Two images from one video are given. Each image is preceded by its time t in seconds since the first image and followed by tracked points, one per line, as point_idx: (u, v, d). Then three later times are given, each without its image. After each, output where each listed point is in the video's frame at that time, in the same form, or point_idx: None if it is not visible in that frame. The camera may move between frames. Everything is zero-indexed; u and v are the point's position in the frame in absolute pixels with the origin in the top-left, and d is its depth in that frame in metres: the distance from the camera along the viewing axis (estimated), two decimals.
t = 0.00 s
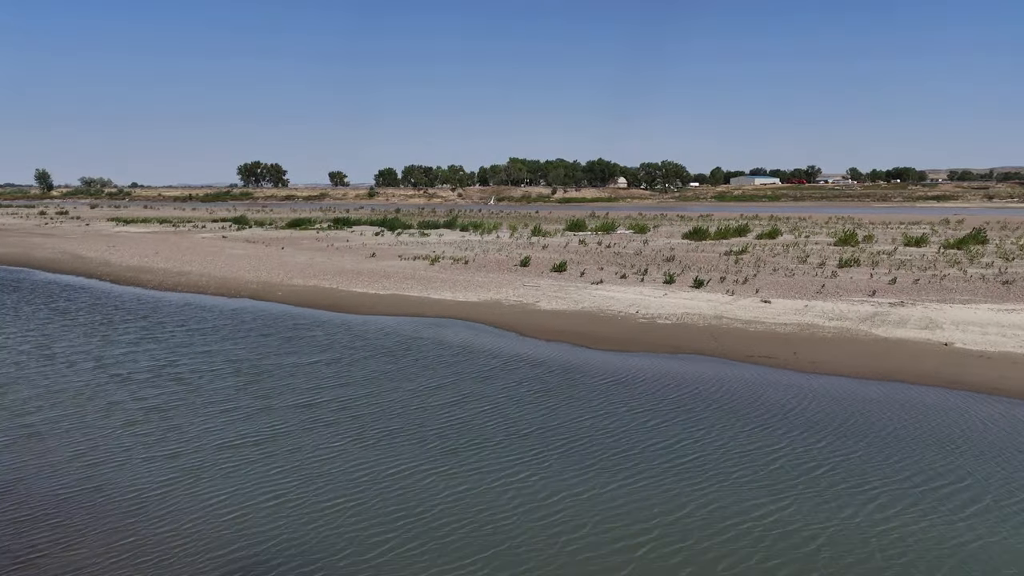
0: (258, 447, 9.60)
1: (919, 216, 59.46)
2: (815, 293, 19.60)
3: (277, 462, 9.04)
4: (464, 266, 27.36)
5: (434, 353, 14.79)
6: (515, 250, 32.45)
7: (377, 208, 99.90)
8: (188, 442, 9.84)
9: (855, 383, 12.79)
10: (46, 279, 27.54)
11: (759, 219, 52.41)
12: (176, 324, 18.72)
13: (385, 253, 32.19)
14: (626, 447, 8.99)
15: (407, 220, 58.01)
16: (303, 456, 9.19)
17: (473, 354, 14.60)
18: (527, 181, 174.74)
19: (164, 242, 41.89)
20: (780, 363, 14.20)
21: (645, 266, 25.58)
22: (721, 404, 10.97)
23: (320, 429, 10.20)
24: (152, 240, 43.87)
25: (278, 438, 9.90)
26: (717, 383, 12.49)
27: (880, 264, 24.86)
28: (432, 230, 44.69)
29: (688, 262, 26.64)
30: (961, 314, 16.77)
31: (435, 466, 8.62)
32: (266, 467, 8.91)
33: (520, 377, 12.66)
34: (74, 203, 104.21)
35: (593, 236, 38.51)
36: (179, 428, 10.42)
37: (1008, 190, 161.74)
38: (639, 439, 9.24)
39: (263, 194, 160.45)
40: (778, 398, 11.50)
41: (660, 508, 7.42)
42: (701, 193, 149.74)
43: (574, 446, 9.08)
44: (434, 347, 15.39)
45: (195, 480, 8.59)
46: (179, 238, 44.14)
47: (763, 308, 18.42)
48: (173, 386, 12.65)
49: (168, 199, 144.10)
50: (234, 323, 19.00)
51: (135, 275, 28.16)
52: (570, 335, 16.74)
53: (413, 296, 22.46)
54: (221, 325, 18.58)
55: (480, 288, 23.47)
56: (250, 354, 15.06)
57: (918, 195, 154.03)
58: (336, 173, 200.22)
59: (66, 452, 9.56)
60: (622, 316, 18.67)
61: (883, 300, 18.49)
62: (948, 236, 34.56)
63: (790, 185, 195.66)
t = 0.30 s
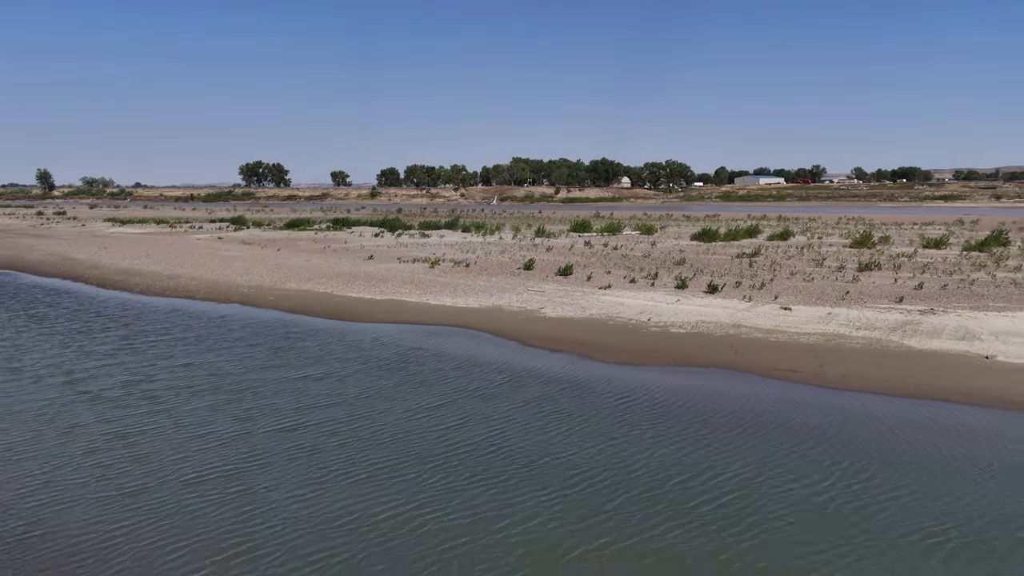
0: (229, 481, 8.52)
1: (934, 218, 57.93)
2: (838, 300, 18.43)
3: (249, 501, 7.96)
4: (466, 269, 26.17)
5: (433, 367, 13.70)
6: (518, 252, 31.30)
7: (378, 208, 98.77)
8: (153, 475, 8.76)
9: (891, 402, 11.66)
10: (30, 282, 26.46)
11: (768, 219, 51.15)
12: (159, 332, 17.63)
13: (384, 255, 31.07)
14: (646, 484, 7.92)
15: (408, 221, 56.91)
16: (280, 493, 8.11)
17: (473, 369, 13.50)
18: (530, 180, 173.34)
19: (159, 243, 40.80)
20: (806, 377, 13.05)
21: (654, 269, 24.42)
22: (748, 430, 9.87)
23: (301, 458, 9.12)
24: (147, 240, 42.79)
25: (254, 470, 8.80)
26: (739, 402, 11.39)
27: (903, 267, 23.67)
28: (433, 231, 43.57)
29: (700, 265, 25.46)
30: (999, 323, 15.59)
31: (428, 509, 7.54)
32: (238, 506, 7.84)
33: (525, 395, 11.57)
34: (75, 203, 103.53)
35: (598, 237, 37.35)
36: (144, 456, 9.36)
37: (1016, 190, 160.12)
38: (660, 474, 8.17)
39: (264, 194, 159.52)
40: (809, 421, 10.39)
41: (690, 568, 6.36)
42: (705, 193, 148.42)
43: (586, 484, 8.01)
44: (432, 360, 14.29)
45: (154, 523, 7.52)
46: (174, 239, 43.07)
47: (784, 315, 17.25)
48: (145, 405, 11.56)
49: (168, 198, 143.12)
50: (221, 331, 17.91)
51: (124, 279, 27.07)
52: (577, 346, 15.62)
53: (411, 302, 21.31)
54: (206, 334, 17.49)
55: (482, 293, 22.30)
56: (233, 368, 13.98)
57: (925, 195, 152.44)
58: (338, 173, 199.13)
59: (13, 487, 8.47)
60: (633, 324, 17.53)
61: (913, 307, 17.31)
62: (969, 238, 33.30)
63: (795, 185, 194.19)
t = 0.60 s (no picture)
0: (192, 528, 7.38)
1: (949, 217, 56.77)
2: (864, 307, 17.23)
3: (211, 556, 6.81)
4: (467, 273, 24.98)
5: (432, 382, 12.55)
6: (522, 254, 30.12)
7: (381, 208, 97.79)
8: (106, 518, 7.66)
9: (938, 427, 10.51)
10: (12, 287, 25.36)
11: (778, 220, 49.88)
12: (139, 342, 16.53)
13: (383, 257, 29.92)
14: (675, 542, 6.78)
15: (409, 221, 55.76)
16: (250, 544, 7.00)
17: (475, 384, 12.37)
18: (534, 180, 172.03)
19: (152, 244, 39.65)
20: (840, 397, 11.89)
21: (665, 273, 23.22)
22: (784, 468, 8.77)
23: (278, 497, 7.99)
24: (141, 241, 41.71)
25: (222, 512, 7.68)
26: (770, 427, 10.26)
27: (927, 271, 22.45)
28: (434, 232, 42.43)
29: (713, 268, 24.26)
30: None
31: (422, 571, 6.41)
32: (199, 562, 6.73)
33: (532, 418, 10.44)
34: (75, 203, 102.49)
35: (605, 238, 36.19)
36: (99, 494, 8.23)
37: None
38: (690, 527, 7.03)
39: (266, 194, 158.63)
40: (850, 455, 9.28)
41: None
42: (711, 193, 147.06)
43: (608, 541, 6.89)
44: (430, 374, 13.18)
45: None
46: (169, 240, 41.95)
47: (808, 324, 16.05)
48: (111, 429, 10.46)
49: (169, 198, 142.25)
50: (206, 340, 16.78)
51: (111, 282, 25.92)
52: (586, 358, 14.48)
53: (409, 308, 20.17)
54: (190, 344, 16.35)
55: (484, 298, 21.12)
56: (213, 384, 12.85)
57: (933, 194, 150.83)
58: (341, 173, 198.10)
59: None
60: (646, 333, 16.35)
61: (946, 316, 16.10)
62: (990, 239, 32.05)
63: (800, 184, 192.70)
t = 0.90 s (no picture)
0: None
1: (960, 218, 55.58)
2: (895, 316, 16.01)
3: None
4: (469, 277, 23.77)
5: (430, 402, 11.43)
6: (526, 257, 28.94)
7: (382, 209, 96.55)
8: None
9: (997, 456, 9.35)
10: None
11: (789, 221, 48.64)
12: (116, 354, 15.40)
13: (381, 260, 28.74)
14: None
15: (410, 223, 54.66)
16: None
17: (479, 405, 11.19)
18: (537, 180, 170.70)
19: (144, 247, 38.38)
20: (882, 420, 10.70)
21: (677, 278, 22.00)
22: (835, 512, 7.63)
23: (247, 551, 6.86)
24: (134, 243, 40.60)
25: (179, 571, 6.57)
26: (813, 457, 9.07)
27: (956, 276, 21.20)
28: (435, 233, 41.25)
29: (727, 272, 23.03)
30: None
31: None
32: None
33: (543, 447, 9.27)
34: (74, 205, 101.35)
35: (612, 239, 34.99)
36: (41, 546, 7.11)
37: None
38: None
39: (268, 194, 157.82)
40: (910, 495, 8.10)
41: None
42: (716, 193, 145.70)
43: None
44: (429, 392, 12.00)
45: None
46: (163, 242, 40.84)
47: (836, 335, 14.83)
48: (67, 459, 9.34)
49: (170, 199, 141.40)
50: (189, 351, 15.60)
51: (96, 287, 24.71)
52: (599, 372, 13.28)
53: (407, 315, 18.98)
54: (170, 356, 15.22)
55: (487, 304, 19.93)
56: (190, 403, 11.68)
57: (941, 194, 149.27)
58: (343, 174, 197.62)
59: None
60: (662, 344, 15.17)
61: (987, 326, 14.87)
62: (1014, 241, 30.77)
63: (806, 184, 191.23)
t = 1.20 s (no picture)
0: None
1: (976, 219, 54.19)
2: (930, 326, 14.80)
3: None
4: (471, 282, 22.58)
5: (424, 425, 10.31)
6: (531, 259, 27.78)
7: (385, 208, 95.69)
8: None
9: None
10: None
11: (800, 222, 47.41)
12: (90, 367, 14.30)
13: (379, 263, 27.59)
14: None
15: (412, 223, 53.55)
16: None
17: (479, 429, 10.06)
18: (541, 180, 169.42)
19: (136, 248, 37.25)
20: (931, 448, 9.55)
21: (690, 282, 20.79)
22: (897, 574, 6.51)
23: None
24: (128, 245, 39.52)
25: None
26: (863, 502, 7.93)
27: (987, 281, 19.96)
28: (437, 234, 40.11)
29: (742, 276, 21.82)
30: None
31: None
32: None
33: (554, 490, 8.13)
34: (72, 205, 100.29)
35: (619, 241, 33.78)
36: None
37: None
38: None
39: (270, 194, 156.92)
40: (985, 550, 6.98)
41: None
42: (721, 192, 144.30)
43: None
44: (426, 414, 10.87)
45: None
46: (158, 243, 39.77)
47: (869, 348, 13.63)
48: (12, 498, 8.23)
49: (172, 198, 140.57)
50: (168, 363, 14.47)
51: (81, 292, 23.60)
52: (610, 390, 12.11)
53: (404, 323, 17.82)
54: (148, 369, 14.11)
55: (489, 311, 18.74)
56: (161, 427, 10.55)
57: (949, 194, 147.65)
58: (345, 173, 196.70)
59: None
60: (678, 356, 14.01)
61: None
62: None
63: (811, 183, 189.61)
